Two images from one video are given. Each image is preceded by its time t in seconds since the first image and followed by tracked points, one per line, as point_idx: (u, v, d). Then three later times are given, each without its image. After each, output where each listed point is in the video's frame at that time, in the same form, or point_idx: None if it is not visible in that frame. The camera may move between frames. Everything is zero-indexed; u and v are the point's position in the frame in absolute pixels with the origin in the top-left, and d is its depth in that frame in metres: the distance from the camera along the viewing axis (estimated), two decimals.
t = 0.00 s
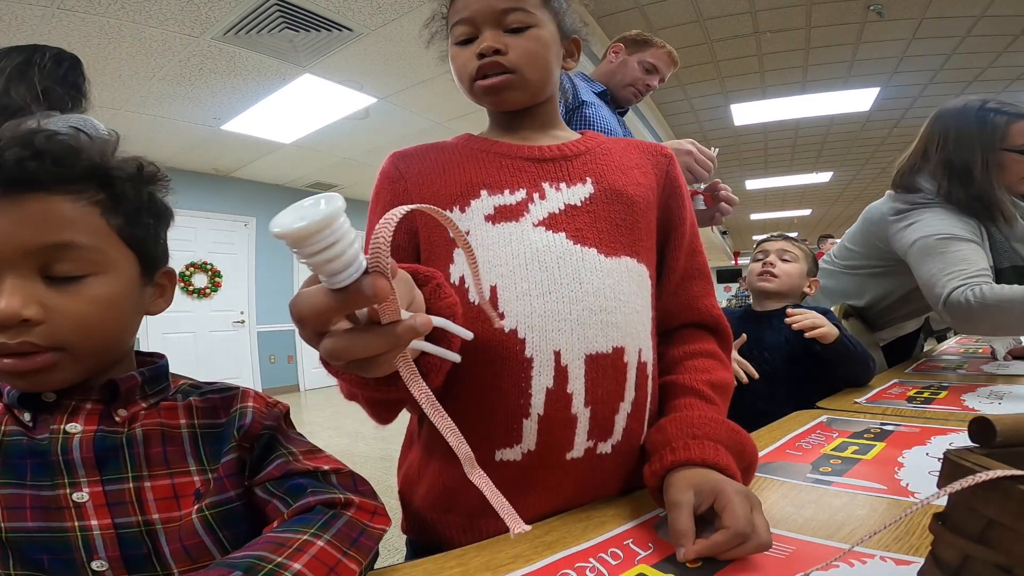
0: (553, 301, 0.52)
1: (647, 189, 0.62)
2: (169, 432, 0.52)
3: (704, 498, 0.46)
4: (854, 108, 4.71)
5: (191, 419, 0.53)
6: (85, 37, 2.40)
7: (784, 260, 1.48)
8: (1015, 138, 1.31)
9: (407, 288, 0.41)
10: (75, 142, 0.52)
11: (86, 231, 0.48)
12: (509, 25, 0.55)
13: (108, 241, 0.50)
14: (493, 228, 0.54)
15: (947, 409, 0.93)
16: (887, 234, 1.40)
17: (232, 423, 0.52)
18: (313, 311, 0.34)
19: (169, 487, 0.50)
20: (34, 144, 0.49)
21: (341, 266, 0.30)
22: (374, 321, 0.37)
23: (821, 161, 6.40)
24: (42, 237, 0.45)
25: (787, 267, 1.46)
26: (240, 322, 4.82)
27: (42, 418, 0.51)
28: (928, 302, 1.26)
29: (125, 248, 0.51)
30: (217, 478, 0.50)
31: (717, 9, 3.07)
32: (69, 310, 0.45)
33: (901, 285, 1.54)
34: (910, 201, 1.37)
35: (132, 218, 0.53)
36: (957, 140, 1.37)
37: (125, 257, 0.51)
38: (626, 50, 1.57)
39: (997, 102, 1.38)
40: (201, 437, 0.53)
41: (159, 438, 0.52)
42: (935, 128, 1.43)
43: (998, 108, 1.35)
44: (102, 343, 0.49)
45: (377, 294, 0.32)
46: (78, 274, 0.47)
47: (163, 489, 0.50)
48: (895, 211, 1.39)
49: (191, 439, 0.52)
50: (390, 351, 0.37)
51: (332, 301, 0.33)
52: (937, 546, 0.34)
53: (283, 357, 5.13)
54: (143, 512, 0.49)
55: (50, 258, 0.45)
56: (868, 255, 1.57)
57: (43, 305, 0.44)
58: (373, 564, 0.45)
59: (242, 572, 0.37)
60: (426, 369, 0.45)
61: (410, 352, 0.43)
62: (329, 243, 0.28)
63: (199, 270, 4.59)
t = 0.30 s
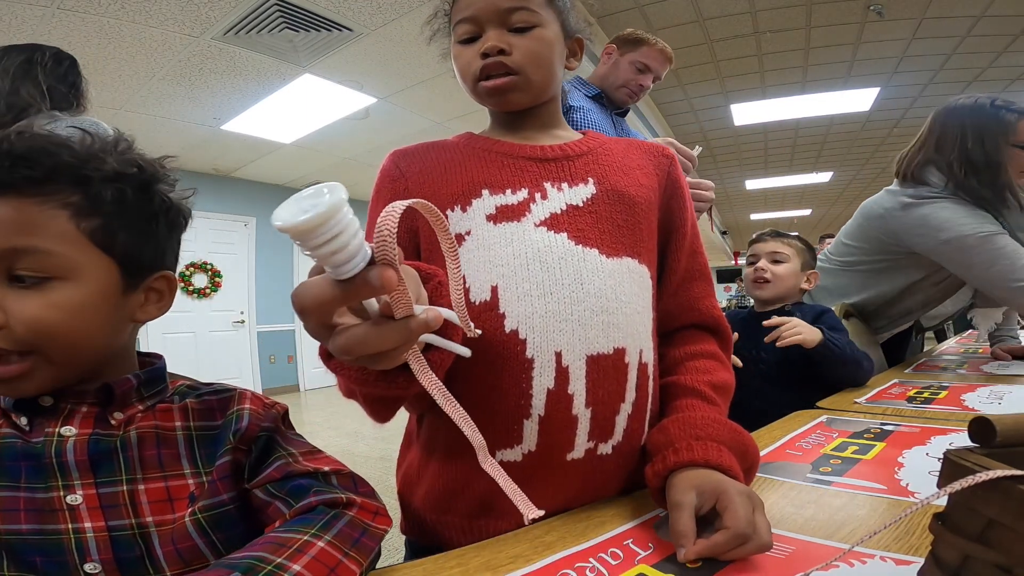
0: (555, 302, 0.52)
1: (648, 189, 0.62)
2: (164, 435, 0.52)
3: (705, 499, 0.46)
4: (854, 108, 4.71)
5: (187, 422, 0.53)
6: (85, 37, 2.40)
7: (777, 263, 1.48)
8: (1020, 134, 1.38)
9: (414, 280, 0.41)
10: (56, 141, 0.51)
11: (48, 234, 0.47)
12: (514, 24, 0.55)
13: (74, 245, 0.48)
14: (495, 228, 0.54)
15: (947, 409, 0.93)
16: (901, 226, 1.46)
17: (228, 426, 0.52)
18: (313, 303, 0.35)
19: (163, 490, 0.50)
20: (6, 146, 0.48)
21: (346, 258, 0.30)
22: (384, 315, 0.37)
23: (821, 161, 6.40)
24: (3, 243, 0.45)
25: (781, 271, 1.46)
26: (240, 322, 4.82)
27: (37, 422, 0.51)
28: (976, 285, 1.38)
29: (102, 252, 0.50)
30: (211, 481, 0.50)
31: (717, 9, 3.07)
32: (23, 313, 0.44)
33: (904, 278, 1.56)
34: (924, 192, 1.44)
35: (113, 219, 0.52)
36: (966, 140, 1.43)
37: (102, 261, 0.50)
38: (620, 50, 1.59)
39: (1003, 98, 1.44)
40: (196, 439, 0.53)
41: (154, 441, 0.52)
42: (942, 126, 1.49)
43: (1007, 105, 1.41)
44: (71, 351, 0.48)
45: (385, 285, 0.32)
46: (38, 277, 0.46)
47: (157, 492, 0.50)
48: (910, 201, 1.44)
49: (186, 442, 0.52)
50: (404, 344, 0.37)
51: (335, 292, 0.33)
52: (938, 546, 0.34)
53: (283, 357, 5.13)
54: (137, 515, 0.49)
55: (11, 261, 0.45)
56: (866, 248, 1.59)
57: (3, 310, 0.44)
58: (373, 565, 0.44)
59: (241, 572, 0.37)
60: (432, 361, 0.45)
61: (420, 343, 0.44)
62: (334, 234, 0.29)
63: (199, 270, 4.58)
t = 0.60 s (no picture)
0: (556, 302, 0.52)
1: (649, 189, 0.62)
2: (168, 436, 0.52)
3: (705, 500, 0.46)
4: (855, 108, 4.71)
5: (191, 423, 0.53)
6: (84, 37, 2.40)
7: (758, 268, 1.48)
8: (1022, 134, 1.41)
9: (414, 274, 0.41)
10: (53, 143, 0.51)
11: (46, 237, 0.47)
12: (515, 24, 0.55)
13: (71, 247, 0.48)
14: (495, 228, 0.54)
15: (947, 409, 0.93)
16: (913, 224, 1.48)
17: (233, 427, 0.52)
18: (313, 297, 0.35)
19: (168, 491, 0.50)
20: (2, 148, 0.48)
21: (345, 249, 0.30)
22: (384, 309, 0.37)
23: (821, 161, 6.40)
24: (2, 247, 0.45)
25: (762, 275, 1.47)
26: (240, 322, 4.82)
27: (43, 423, 0.51)
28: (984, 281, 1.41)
29: (102, 254, 0.50)
30: (214, 482, 0.50)
31: (717, 9, 3.07)
32: (22, 316, 0.44)
33: (906, 277, 1.57)
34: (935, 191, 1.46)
35: (112, 219, 0.52)
36: (970, 141, 1.44)
37: (101, 262, 0.50)
38: (604, 44, 1.57)
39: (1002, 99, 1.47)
40: (201, 440, 0.53)
41: (158, 442, 0.52)
42: (943, 129, 1.50)
43: (1007, 106, 1.43)
44: (71, 354, 0.48)
45: (385, 276, 0.32)
46: (36, 282, 0.46)
47: (162, 493, 0.50)
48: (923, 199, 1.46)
49: (190, 443, 0.52)
50: (404, 338, 0.37)
51: (336, 284, 0.33)
52: (937, 546, 0.34)
53: (283, 357, 5.13)
54: (141, 516, 0.49)
55: (9, 266, 0.45)
56: (870, 246, 1.60)
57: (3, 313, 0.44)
58: (372, 564, 0.44)
59: (238, 572, 0.37)
60: (432, 356, 0.44)
61: (421, 338, 0.43)
62: (333, 226, 0.29)
63: (200, 270, 4.58)
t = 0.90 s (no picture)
0: (556, 302, 0.52)
1: (649, 189, 0.62)
2: (168, 436, 0.52)
3: (705, 500, 0.46)
4: (855, 108, 4.71)
5: (191, 424, 0.53)
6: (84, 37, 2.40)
7: (759, 269, 1.48)
8: (1004, 133, 1.44)
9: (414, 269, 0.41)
10: (51, 145, 0.51)
11: (46, 242, 0.47)
12: (514, 24, 0.55)
13: (72, 251, 0.48)
14: (495, 228, 0.54)
15: (947, 409, 0.93)
16: (898, 224, 1.48)
17: (233, 427, 0.52)
18: (311, 288, 0.35)
19: (168, 492, 0.50)
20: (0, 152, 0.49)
21: (347, 237, 0.30)
22: (383, 301, 0.37)
23: (821, 161, 6.40)
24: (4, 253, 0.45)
25: (763, 276, 1.47)
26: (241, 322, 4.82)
27: (44, 424, 0.51)
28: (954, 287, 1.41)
29: (102, 256, 0.50)
30: (213, 482, 0.50)
31: (717, 9, 3.07)
32: (26, 322, 0.44)
33: (896, 275, 1.57)
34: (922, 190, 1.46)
35: (111, 221, 0.52)
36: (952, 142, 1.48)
37: (102, 264, 0.50)
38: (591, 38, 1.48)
39: (985, 102, 1.51)
40: (201, 441, 0.53)
41: (158, 443, 0.52)
42: (931, 128, 1.54)
43: (988, 107, 1.48)
44: (72, 358, 0.48)
45: (387, 265, 0.32)
46: (40, 287, 0.46)
47: (162, 494, 0.50)
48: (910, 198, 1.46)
49: (190, 444, 0.52)
50: (403, 331, 0.37)
51: (335, 274, 0.33)
52: (937, 546, 0.34)
53: (283, 356, 5.13)
54: (142, 516, 0.49)
55: (12, 272, 0.45)
56: (863, 247, 1.60)
57: (7, 319, 0.44)
58: (372, 565, 0.44)
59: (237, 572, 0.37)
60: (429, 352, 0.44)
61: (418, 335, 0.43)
62: (339, 213, 0.29)
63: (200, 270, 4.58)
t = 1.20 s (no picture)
0: (557, 302, 0.52)
1: (650, 191, 0.62)
2: (169, 437, 0.52)
3: (705, 500, 0.46)
4: (855, 108, 4.70)
5: (191, 424, 0.53)
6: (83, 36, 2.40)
7: (770, 269, 1.47)
8: (995, 134, 1.44)
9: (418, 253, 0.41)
10: (52, 146, 0.52)
11: (49, 242, 0.47)
12: (516, 24, 0.55)
13: (75, 251, 0.48)
14: (496, 228, 0.54)
15: (947, 409, 0.93)
16: (898, 227, 1.48)
17: (233, 428, 0.52)
18: (320, 266, 0.35)
19: (169, 492, 0.50)
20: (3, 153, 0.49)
21: (357, 213, 0.30)
22: (390, 277, 0.37)
23: (821, 161, 6.40)
24: (7, 254, 0.45)
25: (772, 276, 1.46)
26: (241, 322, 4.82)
27: (44, 425, 0.51)
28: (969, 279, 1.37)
29: (105, 257, 0.50)
30: (214, 483, 0.50)
31: (717, 9, 3.07)
32: (30, 323, 0.44)
33: (896, 277, 1.57)
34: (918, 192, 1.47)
35: (114, 221, 0.52)
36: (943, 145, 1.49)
37: (105, 265, 0.50)
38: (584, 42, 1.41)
39: (977, 103, 1.51)
40: (202, 441, 0.53)
41: (159, 443, 0.52)
42: (924, 132, 1.55)
43: (980, 109, 1.47)
44: (75, 359, 0.48)
45: (399, 243, 0.32)
46: (45, 286, 0.46)
47: (163, 494, 0.50)
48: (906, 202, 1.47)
49: (191, 444, 0.52)
50: (411, 309, 0.37)
51: (346, 250, 0.33)
52: (937, 545, 0.34)
53: (283, 356, 5.13)
54: (143, 517, 0.49)
55: (16, 271, 0.45)
56: (865, 249, 1.60)
57: (10, 320, 0.44)
58: (372, 566, 0.44)
59: (238, 571, 0.37)
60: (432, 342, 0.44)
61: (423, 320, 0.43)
62: (350, 188, 0.29)
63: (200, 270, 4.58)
